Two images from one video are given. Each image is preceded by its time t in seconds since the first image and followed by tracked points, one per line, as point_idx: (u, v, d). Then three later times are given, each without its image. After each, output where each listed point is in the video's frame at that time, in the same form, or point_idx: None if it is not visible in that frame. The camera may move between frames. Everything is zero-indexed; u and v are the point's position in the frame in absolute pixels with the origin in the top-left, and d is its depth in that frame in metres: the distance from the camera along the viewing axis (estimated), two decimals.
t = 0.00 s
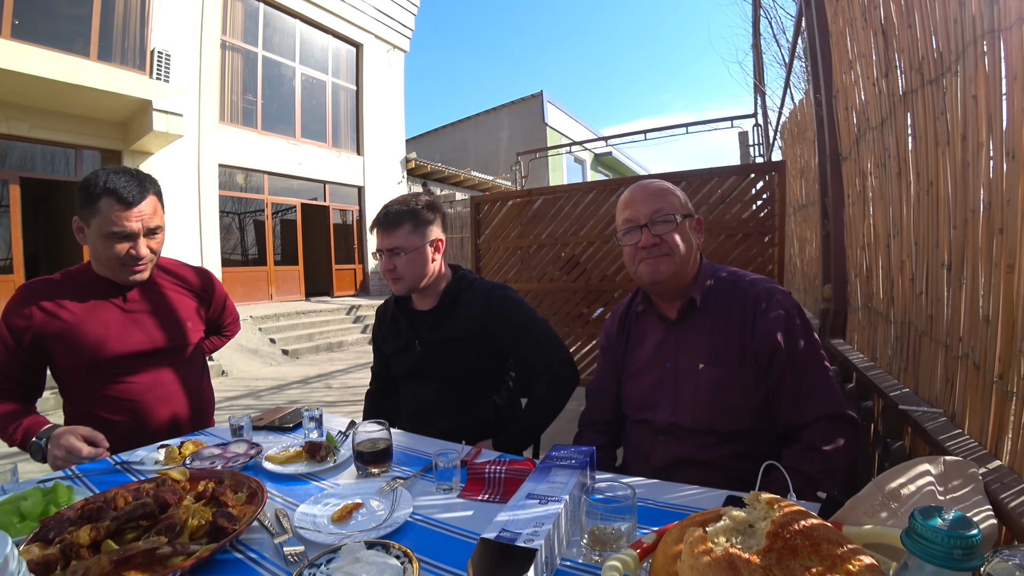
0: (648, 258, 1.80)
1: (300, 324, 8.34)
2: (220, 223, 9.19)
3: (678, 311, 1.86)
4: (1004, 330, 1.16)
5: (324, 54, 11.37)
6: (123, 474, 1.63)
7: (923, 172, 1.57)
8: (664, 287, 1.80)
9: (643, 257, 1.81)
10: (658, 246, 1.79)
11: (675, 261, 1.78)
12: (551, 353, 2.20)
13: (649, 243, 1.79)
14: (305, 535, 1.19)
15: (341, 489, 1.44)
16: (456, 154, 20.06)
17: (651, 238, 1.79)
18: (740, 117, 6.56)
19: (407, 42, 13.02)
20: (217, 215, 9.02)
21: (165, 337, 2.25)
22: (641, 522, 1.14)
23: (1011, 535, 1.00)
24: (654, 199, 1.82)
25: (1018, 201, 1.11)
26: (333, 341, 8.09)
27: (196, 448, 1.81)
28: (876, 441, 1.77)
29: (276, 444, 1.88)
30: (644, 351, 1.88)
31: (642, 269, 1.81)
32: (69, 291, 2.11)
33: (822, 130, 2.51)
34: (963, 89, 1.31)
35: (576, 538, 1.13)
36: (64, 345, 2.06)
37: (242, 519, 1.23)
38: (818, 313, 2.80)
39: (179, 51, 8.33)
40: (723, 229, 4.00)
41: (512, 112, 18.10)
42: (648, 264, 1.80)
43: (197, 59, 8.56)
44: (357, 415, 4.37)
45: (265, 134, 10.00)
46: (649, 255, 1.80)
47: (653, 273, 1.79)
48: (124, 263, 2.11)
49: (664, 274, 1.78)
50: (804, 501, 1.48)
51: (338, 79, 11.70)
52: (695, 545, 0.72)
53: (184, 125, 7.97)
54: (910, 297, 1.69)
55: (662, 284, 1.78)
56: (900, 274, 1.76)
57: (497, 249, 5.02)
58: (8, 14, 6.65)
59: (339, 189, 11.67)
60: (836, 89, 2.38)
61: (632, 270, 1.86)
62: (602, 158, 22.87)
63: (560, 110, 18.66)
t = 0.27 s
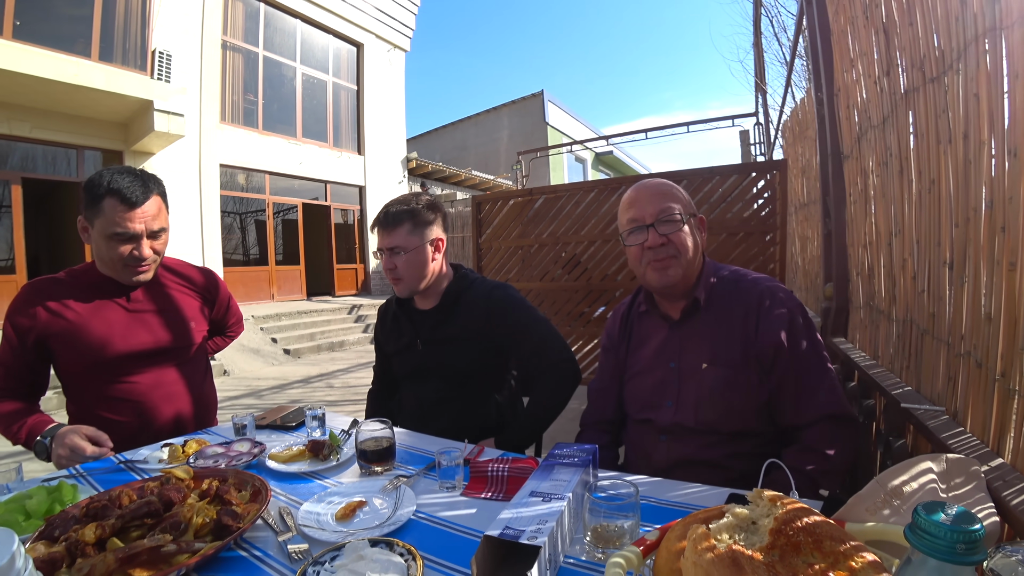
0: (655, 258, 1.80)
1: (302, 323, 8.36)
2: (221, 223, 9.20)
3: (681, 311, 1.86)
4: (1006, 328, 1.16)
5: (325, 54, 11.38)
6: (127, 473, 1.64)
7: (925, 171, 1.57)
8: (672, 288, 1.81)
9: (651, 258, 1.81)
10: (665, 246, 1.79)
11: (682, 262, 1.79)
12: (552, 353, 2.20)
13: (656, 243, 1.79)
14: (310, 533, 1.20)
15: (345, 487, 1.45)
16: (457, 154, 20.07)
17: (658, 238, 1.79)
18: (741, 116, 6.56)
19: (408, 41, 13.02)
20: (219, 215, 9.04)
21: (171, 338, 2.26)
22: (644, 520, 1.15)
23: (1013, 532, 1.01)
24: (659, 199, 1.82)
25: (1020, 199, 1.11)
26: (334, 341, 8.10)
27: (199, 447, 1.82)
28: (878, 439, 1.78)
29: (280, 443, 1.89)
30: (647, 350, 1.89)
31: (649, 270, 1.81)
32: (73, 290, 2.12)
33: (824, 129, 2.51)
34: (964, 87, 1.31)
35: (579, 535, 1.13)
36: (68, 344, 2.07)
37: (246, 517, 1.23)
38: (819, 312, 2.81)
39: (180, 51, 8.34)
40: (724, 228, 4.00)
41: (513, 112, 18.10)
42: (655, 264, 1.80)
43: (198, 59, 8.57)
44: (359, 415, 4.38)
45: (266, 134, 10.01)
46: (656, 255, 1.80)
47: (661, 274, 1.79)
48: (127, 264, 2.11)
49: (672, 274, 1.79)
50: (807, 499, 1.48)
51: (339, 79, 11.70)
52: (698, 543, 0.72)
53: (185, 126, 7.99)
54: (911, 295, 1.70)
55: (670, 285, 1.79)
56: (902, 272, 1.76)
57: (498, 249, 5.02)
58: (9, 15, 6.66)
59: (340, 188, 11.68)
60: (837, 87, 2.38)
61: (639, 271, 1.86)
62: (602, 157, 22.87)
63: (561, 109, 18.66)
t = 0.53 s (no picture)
0: (662, 251, 1.81)
1: (306, 321, 8.39)
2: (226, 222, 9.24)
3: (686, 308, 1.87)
4: (1013, 325, 1.16)
5: (328, 52, 11.39)
6: (136, 469, 1.65)
7: (932, 167, 1.56)
8: (678, 284, 1.80)
9: (657, 251, 1.82)
10: (671, 239, 1.80)
11: (689, 256, 1.80)
12: (558, 349, 2.21)
13: (663, 235, 1.80)
14: (317, 528, 1.21)
15: (351, 483, 1.46)
16: (461, 152, 20.07)
17: (665, 231, 1.80)
18: (746, 112, 6.53)
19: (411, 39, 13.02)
20: (224, 214, 9.09)
21: (179, 335, 2.28)
22: (649, 516, 1.15)
23: (1018, 529, 1.00)
24: (667, 192, 1.82)
25: None
26: (339, 339, 8.13)
27: (207, 443, 1.83)
28: (885, 436, 1.77)
29: (287, 439, 1.90)
30: (651, 347, 1.89)
31: (656, 264, 1.82)
32: (82, 288, 2.14)
33: (829, 127, 2.50)
34: (972, 82, 1.30)
35: (585, 531, 1.14)
36: (78, 341, 2.09)
37: (254, 513, 1.25)
38: (824, 310, 2.81)
39: (184, 51, 8.37)
40: (729, 226, 3.99)
41: (517, 109, 18.08)
42: (662, 258, 1.81)
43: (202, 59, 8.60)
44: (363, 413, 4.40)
45: (270, 133, 10.04)
46: (662, 248, 1.81)
47: (669, 270, 1.79)
48: (137, 265, 2.13)
49: (679, 268, 1.79)
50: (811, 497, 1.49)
51: (343, 77, 11.72)
52: (704, 538, 0.72)
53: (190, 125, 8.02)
54: (918, 293, 1.69)
55: (677, 280, 1.79)
56: (908, 270, 1.76)
57: (502, 246, 5.03)
58: (14, 17, 6.70)
59: (345, 187, 11.71)
60: (842, 85, 2.37)
61: (646, 265, 1.86)
62: (606, 154, 22.81)
63: (564, 106, 18.61)
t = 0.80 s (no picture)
0: (664, 250, 1.80)
1: (316, 318, 8.46)
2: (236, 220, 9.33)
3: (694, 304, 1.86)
4: None
5: (335, 50, 11.42)
6: (153, 464, 1.69)
7: (944, 161, 1.55)
8: (681, 280, 1.82)
9: (659, 249, 1.81)
10: (672, 238, 1.79)
11: (690, 255, 1.78)
12: (568, 345, 2.23)
13: (664, 234, 1.79)
14: (330, 521, 1.23)
15: (363, 478, 1.48)
16: (468, 148, 20.06)
17: (666, 229, 1.78)
18: (756, 105, 6.46)
19: (418, 36, 13.01)
20: (234, 212, 9.17)
21: (193, 332, 2.31)
22: (659, 510, 1.16)
23: None
24: (669, 190, 1.81)
25: None
26: (349, 335, 8.19)
27: (221, 438, 1.86)
28: (896, 432, 1.77)
29: (299, 435, 1.93)
30: (659, 342, 1.89)
31: (658, 262, 1.82)
32: (98, 286, 2.18)
33: (839, 120, 2.48)
34: (985, 75, 1.29)
35: (595, 524, 1.15)
36: (94, 339, 2.13)
37: (269, 507, 1.27)
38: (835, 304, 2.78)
39: (193, 50, 8.43)
40: (738, 221, 3.96)
41: (524, 105, 18.03)
42: (663, 256, 1.81)
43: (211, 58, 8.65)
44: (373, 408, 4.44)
45: (279, 131, 10.10)
46: (663, 246, 1.80)
47: (670, 268, 1.80)
48: (153, 265, 2.16)
49: (680, 267, 1.79)
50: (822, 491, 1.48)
51: (350, 75, 11.75)
52: (715, 531, 0.73)
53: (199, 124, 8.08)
54: (930, 287, 1.68)
55: (678, 278, 1.80)
56: (920, 264, 1.74)
57: (511, 243, 5.04)
58: (26, 19, 6.78)
59: (353, 184, 11.76)
60: (853, 77, 2.35)
61: (649, 263, 1.86)
62: (614, 149, 22.69)
63: (572, 101, 18.53)
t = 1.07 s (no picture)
0: (662, 248, 1.80)
1: (323, 316, 8.50)
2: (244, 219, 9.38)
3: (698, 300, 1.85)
4: None
5: (341, 49, 11.44)
6: (162, 462, 1.70)
7: (954, 156, 1.53)
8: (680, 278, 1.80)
9: (657, 248, 1.81)
10: (670, 237, 1.77)
11: (688, 254, 1.76)
12: (573, 344, 2.23)
13: (662, 233, 1.78)
14: (338, 519, 1.24)
15: (371, 475, 1.49)
16: (474, 146, 20.06)
17: (663, 228, 1.77)
18: (763, 101, 6.42)
19: (423, 34, 13.00)
20: (241, 211, 9.22)
21: (201, 331, 2.33)
22: (666, 508, 1.16)
23: None
24: (670, 187, 1.79)
25: None
26: (356, 333, 8.23)
27: (229, 436, 1.88)
28: (904, 429, 1.75)
29: (307, 433, 1.94)
30: (665, 339, 1.88)
31: (656, 261, 1.82)
32: (106, 286, 2.20)
33: (847, 115, 2.46)
34: (995, 68, 1.27)
35: (602, 521, 1.15)
36: (103, 338, 2.15)
37: (277, 504, 1.28)
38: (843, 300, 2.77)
39: (199, 50, 8.48)
40: (746, 217, 3.94)
41: (530, 102, 18.00)
42: (661, 255, 1.80)
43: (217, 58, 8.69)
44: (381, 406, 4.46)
45: (285, 130, 10.14)
46: (661, 244, 1.79)
47: (667, 265, 1.79)
48: (162, 264, 2.18)
49: (677, 265, 1.77)
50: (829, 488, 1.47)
51: (355, 73, 11.76)
52: (721, 529, 0.73)
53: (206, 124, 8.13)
54: (939, 283, 1.66)
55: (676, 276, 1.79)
56: (929, 260, 1.73)
57: (517, 240, 5.04)
58: (35, 21, 6.82)
59: (359, 182, 11.79)
60: (862, 71, 2.33)
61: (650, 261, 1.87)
62: (620, 146, 22.62)
63: (577, 98, 18.47)
